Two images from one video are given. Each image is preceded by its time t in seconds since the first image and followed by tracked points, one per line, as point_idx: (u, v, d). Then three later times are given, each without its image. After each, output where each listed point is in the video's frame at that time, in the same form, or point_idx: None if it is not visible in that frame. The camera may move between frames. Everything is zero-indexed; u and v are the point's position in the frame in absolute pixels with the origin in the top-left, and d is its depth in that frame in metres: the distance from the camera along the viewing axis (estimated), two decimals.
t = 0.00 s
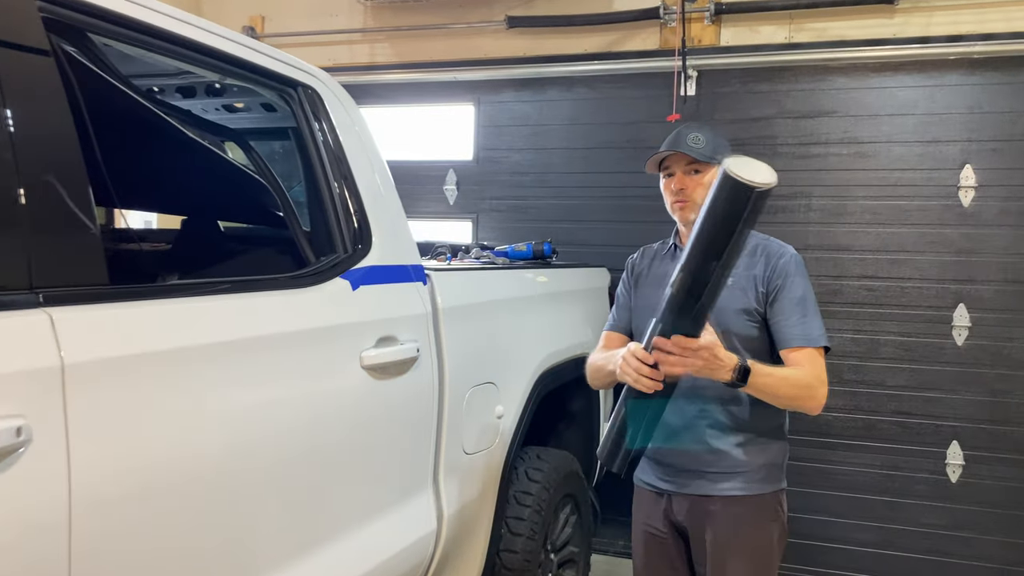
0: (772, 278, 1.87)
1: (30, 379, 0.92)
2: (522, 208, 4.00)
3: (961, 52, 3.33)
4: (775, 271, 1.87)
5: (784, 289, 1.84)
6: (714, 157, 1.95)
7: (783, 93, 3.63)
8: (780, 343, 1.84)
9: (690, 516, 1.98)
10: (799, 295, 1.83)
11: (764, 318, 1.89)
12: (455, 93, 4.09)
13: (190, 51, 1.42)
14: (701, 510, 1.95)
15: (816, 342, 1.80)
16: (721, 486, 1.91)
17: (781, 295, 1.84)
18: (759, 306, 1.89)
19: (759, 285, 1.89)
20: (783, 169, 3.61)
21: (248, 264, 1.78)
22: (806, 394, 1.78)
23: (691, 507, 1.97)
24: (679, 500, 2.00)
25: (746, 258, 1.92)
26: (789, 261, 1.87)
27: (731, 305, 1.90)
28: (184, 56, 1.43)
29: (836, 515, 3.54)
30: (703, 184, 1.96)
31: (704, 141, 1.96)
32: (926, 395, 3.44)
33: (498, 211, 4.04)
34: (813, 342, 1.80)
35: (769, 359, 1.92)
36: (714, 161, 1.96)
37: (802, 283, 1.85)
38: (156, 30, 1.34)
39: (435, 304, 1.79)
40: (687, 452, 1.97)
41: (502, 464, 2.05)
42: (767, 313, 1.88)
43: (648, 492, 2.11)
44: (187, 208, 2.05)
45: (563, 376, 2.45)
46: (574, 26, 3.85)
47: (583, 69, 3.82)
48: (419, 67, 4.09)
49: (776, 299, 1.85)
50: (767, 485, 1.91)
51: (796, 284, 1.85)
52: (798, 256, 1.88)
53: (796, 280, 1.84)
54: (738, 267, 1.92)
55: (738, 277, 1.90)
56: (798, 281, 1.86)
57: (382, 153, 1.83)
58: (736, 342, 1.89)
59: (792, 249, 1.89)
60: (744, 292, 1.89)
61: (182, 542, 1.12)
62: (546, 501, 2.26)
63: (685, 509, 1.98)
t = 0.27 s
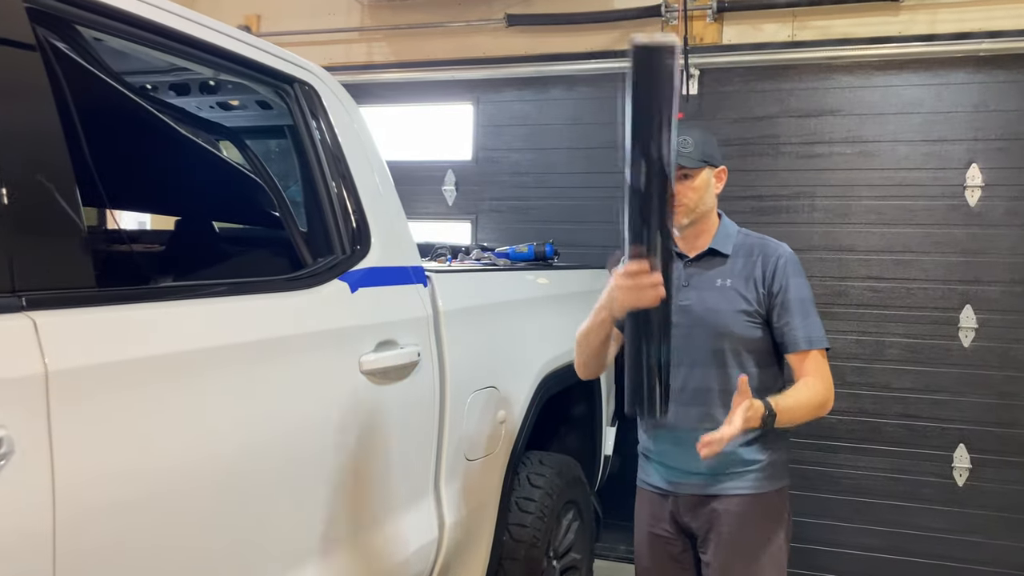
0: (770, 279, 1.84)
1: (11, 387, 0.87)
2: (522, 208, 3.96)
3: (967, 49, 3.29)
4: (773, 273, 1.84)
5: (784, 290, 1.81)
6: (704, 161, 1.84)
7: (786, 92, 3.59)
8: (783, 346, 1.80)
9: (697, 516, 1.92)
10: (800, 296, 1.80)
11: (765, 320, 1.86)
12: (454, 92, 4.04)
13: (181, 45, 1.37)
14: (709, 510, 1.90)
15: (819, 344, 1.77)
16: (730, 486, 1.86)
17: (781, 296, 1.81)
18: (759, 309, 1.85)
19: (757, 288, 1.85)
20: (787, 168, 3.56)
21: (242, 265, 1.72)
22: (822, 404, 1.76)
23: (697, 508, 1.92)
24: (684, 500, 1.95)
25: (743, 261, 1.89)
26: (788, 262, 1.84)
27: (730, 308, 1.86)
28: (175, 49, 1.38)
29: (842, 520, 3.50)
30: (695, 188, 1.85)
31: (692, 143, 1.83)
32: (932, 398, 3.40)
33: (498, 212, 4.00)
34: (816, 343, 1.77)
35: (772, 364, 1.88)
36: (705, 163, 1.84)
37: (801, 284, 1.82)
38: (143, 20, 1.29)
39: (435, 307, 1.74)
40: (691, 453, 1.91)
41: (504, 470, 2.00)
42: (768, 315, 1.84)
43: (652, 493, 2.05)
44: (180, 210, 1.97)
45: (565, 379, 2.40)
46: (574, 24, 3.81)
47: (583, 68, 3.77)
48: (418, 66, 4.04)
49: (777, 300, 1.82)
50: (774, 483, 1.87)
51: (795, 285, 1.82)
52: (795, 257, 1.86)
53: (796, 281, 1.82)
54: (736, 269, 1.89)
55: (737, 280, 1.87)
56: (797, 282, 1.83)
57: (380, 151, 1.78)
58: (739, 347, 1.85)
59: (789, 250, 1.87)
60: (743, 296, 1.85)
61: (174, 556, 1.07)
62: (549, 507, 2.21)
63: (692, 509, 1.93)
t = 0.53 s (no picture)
0: (775, 280, 1.81)
1: None
2: (516, 209, 3.92)
3: (965, 47, 3.27)
4: (778, 274, 1.81)
5: (791, 292, 1.78)
6: (707, 159, 1.80)
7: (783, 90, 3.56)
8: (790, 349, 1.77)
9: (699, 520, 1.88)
10: (806, 297, 1.77)
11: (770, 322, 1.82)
12: (447, 91, 4.00)
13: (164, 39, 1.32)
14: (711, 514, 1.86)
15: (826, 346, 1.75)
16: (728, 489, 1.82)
17: (788, 298, 1.78)
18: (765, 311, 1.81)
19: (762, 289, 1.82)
20: (784, 168, 3.53)
21: (230, 266, 1.68)
22: (826, 403, 1.73)
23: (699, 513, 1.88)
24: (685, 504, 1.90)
25: (748, 261, 1.85)
26: (793, 263, 1.80)
27: (735, 309, 1.82)
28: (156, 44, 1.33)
29: (841, 523, 3.46)
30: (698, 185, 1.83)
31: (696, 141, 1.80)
32: (931, 399, 3.37)
33: (492, 212, 3.96)
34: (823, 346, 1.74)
35: (776, 365, 1.85)
36: (709, 161, 1.81)
37: (807, 286, 1.79)
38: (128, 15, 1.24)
39: (428, 309, 1.69)
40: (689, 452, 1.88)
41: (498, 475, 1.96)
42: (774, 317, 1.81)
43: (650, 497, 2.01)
44: (166, 210, 1.96)
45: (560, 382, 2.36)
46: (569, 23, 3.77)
47: (578, 66, 3.74)
48: (410, 65, 4.00)
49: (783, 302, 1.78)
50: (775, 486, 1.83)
51: (801, 287, 1.79)
52: (800, 259, 1.83)
53: (801, 283, 1.79)
54: (741, 270, 1.85)
55: (742, 281, 1.83)
56: (802, 283, 1.80)
57: (371, 150, 1.73)
58: (744, 349, 1.81)
59: (795, 251, 1.83)
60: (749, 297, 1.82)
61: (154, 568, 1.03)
62: (545, 512, 2.17)
63: (694, 514, 1.89)
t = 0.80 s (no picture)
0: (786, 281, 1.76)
1: None
2: (509, 209, 3.86)
3: (965, 44, 3.22)
4: (789, 275, 1.76)
5: (799, 296, 1.73)
6: (718, 151, 1.91)
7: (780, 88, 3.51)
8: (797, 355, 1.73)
9: (694, 531, 1.85)
10: (817, 303, 1.72)
11: (779, 327, 1.78)
12: (439, 90, 3.95)
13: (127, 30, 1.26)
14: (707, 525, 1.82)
15: (835, 355, 1.69)
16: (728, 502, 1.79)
17: (796, 303, 1.73)
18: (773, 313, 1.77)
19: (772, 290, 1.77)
20: (781, 167, 3.48)
21: (207, 268, 1.64)
22: (819, 416, 1.69)
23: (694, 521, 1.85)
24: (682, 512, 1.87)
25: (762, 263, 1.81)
26: (807, 266, 1.76)
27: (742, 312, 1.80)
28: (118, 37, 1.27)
29: (841, 528, 3.41)
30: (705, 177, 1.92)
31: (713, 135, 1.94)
32: (931, 401, 3.32)
33: (484, 213, 3.90)
34: (831, 355, 1.69)
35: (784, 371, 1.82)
36: (720, 154, 1.91)
37: (819, 289, 1.74)
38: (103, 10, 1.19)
39: (412, 311, 1.64)
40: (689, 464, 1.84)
41: (486, 482, 1.91)
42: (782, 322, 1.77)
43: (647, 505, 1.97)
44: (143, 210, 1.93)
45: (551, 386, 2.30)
46: (563, 20, 3.72)
47: (572, 64, 3.69)
48: (402, 63, 3.95)
49: (791, 306, 1.74)
50: (774, 500, 1.80)
51: (812, 291, 1.74)
52: (816, 263, 1.77)
53: (812, 285, 1.74)
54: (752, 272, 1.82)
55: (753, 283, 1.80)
56: (815, 286, 1.75)
57: (354, 149, 1.67)
58: (750, 352, 1.79)
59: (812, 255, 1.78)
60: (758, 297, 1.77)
61: None
62: (536, 521, 2.11)
63: (690, 523, 1.85)
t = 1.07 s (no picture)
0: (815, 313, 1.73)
1: None
2: (514, 213, 3.79)
3: (985, 41, 3.11)
4: (819, 306, 1.73)
5: (822, 331, 1.72)
6: (750, 162, 1.93)
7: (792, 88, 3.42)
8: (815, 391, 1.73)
9: (698, 548, 1.89)
10: (840, 339, 1.70)
11: (798, 356, 1.78)
12: (443, 92, 3.88)
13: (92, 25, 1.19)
14: (711, 543, 1.85)
15: (854, 396, 1.69)
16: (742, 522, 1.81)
17: (820, 338, 1.72)
18: (798, 341, 1.76)
19: (800, 319, 1.75)
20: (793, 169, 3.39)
21: (186, 276, 1.57)
22: (836, 452, 1.68)
23: (698, 538, 1.89)
24: (687, 529, 1.91)
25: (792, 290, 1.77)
26: (834, 298, 1.72)
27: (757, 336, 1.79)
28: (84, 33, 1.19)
29: (856, 543, 3.30)
30: (732, 187, 1.93)
31: (749, 143, 1.95)
32: (950, 412, 3.21)
33: (488, 217, 3.83)
34: (851, 395, 1.69)
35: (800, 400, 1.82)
36: (751, 165, 1.93)
37: (847, 325, 1.71)
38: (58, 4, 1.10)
39: (399, 321, 1.56)
40: (705, 483, 1.88)
41: (480, 499, 1.83)
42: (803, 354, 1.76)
43: (657, 521, 2.02)
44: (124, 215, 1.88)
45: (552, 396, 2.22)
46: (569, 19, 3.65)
47: (578, 64, 3.61)
48: (405, 65, 3.89)
49: (813, 340, 1.73)
50: (783, 522, 1.82)
51: (837, 326, 1.71)
52: (846, 295, 1.73)
53: (841, 320, 1.71)
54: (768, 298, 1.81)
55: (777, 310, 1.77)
56: (844, 321, 1.72)
57: (341, 153, 1.60)
58: (764, 377, 1.80)
59: (842, 287, 1.74)
60: (785, 325, 1.76)
61: None
62: (534, 537, 2.03)
63: (694, 540, 1.89)
